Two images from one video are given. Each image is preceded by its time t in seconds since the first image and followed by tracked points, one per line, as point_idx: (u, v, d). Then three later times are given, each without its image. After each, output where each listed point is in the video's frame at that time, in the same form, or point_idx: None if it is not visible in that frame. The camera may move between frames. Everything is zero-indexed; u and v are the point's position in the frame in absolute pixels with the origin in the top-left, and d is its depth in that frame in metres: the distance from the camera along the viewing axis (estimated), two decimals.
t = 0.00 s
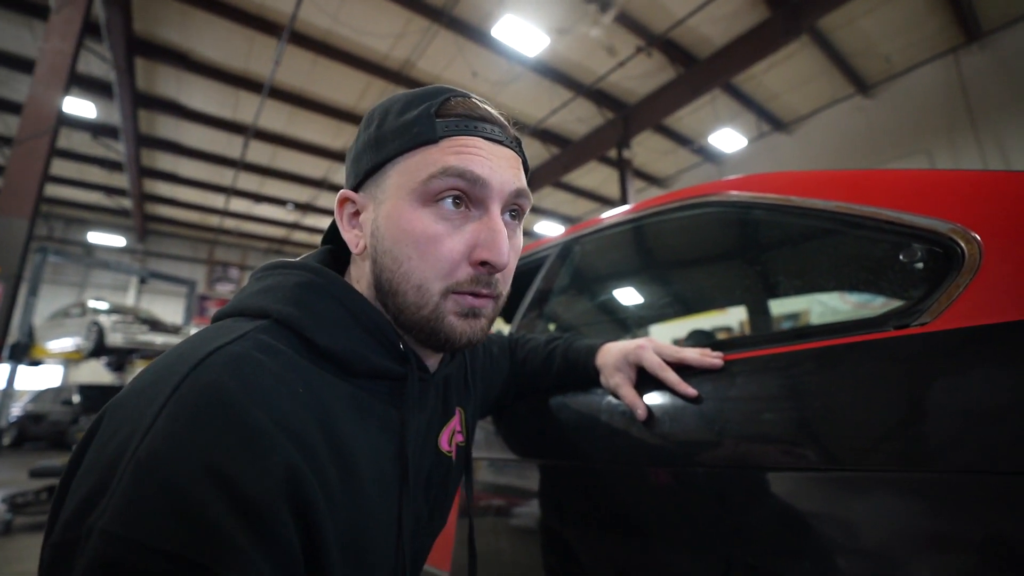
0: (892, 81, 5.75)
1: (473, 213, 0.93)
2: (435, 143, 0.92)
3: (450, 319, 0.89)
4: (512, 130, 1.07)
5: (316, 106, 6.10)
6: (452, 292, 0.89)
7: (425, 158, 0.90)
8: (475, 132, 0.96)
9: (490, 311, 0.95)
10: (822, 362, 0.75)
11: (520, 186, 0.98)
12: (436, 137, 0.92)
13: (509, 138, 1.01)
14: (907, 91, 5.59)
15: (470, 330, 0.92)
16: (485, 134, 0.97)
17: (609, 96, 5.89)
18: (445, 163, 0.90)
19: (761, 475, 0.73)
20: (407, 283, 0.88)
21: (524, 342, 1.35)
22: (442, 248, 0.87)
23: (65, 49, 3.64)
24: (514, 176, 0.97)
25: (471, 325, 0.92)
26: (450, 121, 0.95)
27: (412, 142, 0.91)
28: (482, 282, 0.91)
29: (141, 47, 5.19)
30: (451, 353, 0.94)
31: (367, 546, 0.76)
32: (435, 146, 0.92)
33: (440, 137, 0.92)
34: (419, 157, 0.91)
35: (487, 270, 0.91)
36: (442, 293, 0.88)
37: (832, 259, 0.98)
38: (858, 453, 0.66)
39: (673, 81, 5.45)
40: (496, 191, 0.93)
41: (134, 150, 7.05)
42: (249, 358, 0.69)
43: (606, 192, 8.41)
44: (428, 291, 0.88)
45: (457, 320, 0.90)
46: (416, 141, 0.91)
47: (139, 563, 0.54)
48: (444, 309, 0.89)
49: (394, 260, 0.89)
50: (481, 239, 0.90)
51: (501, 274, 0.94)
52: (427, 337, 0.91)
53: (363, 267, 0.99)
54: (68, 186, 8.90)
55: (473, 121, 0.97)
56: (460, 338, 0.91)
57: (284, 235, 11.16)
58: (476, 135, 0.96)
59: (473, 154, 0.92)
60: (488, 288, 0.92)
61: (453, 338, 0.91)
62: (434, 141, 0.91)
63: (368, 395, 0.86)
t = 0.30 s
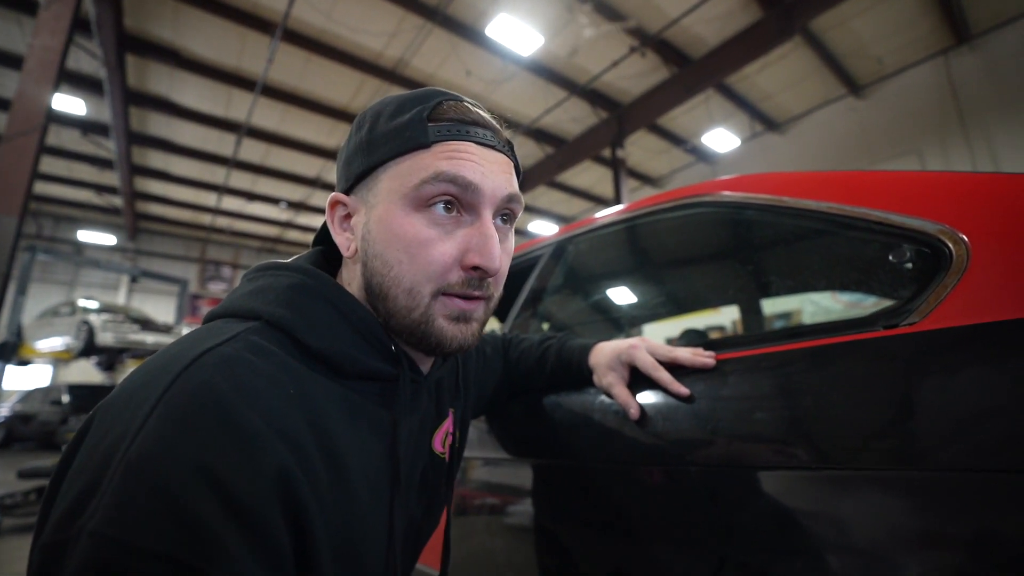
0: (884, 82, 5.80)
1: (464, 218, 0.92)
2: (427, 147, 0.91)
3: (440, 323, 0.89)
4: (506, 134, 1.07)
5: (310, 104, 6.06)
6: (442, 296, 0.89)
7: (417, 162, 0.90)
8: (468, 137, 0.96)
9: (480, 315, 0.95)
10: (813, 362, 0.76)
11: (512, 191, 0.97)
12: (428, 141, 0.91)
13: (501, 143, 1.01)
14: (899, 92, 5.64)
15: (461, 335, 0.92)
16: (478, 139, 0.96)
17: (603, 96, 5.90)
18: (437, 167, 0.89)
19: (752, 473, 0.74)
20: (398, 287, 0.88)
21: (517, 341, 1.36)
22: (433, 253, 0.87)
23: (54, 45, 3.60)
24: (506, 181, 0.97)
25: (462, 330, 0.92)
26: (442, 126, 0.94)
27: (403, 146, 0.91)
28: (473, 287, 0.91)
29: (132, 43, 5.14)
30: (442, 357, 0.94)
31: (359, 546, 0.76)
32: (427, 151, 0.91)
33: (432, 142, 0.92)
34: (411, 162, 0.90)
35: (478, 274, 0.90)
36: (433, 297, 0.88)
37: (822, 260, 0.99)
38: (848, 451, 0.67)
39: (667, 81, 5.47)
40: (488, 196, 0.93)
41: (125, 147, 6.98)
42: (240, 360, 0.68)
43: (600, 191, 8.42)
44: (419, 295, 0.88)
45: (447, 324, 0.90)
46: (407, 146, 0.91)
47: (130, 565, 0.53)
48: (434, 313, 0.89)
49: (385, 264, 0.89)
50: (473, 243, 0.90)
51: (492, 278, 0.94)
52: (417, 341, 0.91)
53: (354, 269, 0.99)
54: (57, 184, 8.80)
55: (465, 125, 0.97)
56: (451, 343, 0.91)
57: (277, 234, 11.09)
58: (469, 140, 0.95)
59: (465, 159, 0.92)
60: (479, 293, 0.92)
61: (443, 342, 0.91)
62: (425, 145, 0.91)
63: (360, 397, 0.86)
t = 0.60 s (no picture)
0: (886, 82, 5.78)
1: (461, 214, 0.92)
2: (423, 143, 0.91)
3: (437, 320, 0.89)
4: (504, 132, 1.07)
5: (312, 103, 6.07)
6: (439, 293, 0.89)
7: (413, 158, 0.90)
8: (465, 132, 0.95)
9: (479, 312, 0.95)
10: (815, 362, 0.76)
11: (509, 186, 0.97)
12: (424, 137, 0.91)
13: (498, 139, 1.00)
14: (901, 92, 5.62)
15: (459, 332, 0.91)
16: (475, 134, 0.96)
17: (605, 96, 5.89)
18: (433, 163, 0.89)
19: (752, 473, 0.74)
20: (395, 284, 0.88)
21: (518, 341, 1.35)
22: (430, 249, 0.87)
23: (57, 44, 3.61)
24: (504, 176, 0.96)
25: (460, 327, 0.91)
26: (439, 121, 0.94)
27: (400, 143, 0.91)
28: (471, 283, 0.90)
29: (134, 42, 5.14)
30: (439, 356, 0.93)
31: (355, 545, 0.77)
32: (424, 146, 0.91)
33: (428, 138, 0.91)
34: (407, 158, 0.90)
35: (476, 270, 0.90)
36: (430, 293, 0.88)
37: (825, 261, 0.98)
38: (849, 452, 0.67)
39: (669, 81, 5.46)
40: (485, 191, 0.92)
41: (127, 146, 6.99)
42: (237, 358, 0.68)
43: (601, 191, 8.41)
44: (416, 292, 0.87)
45: (445, 321, 0.89)
46: (404, 141, 0.91)
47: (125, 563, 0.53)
48: (432, 310, 0.88)
49: (382, 261, 0.89)
50: (470, 239, 0.89)
51: (490, 275, 0.94)
52: (414, 339, 0.90)
53: (352, 268, 0.99)
54: (60, 183, 8.82)
55: (461, 121, 0.97)
56: (449, 340, 0.91)
57: (279, 233, 11.10)
58: (465, 135, 0.95)
59: (461, 153, 0.92)
60: (477, 289, 0.91)
61: (441, 340, 0.90)
62: (421, 140, 0.91)
63: (358, 396, 0.86)
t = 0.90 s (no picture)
0: (888, 81, 5.77)
1: (448, 210, 0.91)
2: (409, 138, 0.91)
3: (424, 319, 0.88)
4: (500, 127, 1.06)
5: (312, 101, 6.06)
6: (425, 291, 0.88)
7: (398, 153, 0.90)
8: (453, 126, 0.95)
9: (470, 311, 0.94)
10: (819, 361, 0.75)
11: (500, 181, 0.95)
12: (409, 132, 0.91)
13: (490, 132, 0.99)
14: (903, 92, 5.61)
15: (447, 332, 0.90)
16: (464, 128, 0.95)
17: (606, 95, 5.88)
18: (417, 158, 0.89)
19: (754, 473, 0.73)
20: (380, 282, 0.88)
21: (519, 339, 1.35)
22: (413, 246, 0.86)
23: (57, 41, 3.60)
24: (494, 170, 0.95)
25: (449, 327, 0.90)
26: (427, 115, 0.94)
27: (386, 137, 0.91)
28: (456, 280, 0.89)
29: (134, 40, 5.14)
30: (431, 356, 0.93)
31: (353, 543, 0.77)
32: (410, 141, 0.91)
33: (414, 132, 0.91)
34: (393, 153, 0.90)
35: (462, 268, 0.89)
36: (415, 291, 0.87)
37: (825, 260, 0.99)
38: (849, 451, 0.67)
39: (670, 80, 5.45)
40: (471, 186, 0.91)
41: (128, 144, 6.99)
42: (235, 355, 0.68)
43: (602, 190, 8.40)
44: (400, 290, 0.87)
45: (431, 320, 0.88)
46: (390, 137, 0.91)
47: (122, 564, 0.53)
48: (417, 308, 0.88)
49: (368, 258, 0.89)
50: (456, 235, 0.88)
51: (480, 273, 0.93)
52: (404, 338, 0.90)
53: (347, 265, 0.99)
54: (60, 180, 8.82)
55: (451, 115, 0.96)
56: (436, 338, 0.90)
57: (279, 231, 11.10)
58: (454, 128, 0.94)
59: (446, 147, 0.91)
60: (464, 287, 0.90)
61: (428, 339, 0.90)
62: (406, 135, 0.91)
63: (356, 394, 0.85)
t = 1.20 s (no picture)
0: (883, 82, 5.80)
1: (466, 210, 0.91)
2: (429, 137, 0.90)
3: (440, 317, 0.89)
4: (504, 125, 1.06)
5: (307, 97, 6.01)
6: (443, 289, 0.89)
7: (419, 152, 0.89)
8: (470, 126, 0.95)
9: (480, 308, 0.95)
10: (812, 360, 0.75)
11: (514, 182, 0.97)
12: (429, 132, 0.90)
13: (501, 134, 1.00)
14: (897, 92, 5.64)
15: (461, 329, 0.92)
16: (479, 129, 0.96)
17: (602, 93, 5.88)
18: (439, 158, 0.88)
19: (745, 472, 0.74)
20: (400, 280, 0.87)
21: (515, 337, 1.35)
22: (436, 245, 0.86)
23: (49, 35, 3.55)
24: (508, 172, 0.96)
25: (463, 324, 0.91)
26: (443, 115, 0.93)
27: (405, 135, 0.90)
28: (476, 279, 0.90)
29: (127, 33, 5.07)
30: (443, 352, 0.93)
31: (348, 541, 0.76)
32: (430, 141, 0.90)
33: (434, 132, 0.90)
34: (413, 152, 0.89)
35: (481, 267, 0.90)
36: (434, 289, 0.88)
37: (822, 258, 0.99)
38: (842, 449, 0.67)
39: (666, 79, 5.45)
40: (492, 187, 0.92)
41: (121, 139, 6.92)
42: (227, 353, 0.67)
43: (598, 188, 8.40)
44: (421, 288, 0.87)
45: (448, 318, 0.89)
46: (410, 135, 0.89)
47: (112, 563, 0.53)
48: (436, 306, 0.88)
49: (385, 256, 0.88)
50: (476, 235, 0.89)
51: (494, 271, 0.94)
52: (417, 335, 0.90)
53: (349, 262, 0.98)
54: (51, 175, 8.72)
55: (465, 115, 0.96)
56: (451, 336, 0.91)
57: (274, 228, 11.04)
58: (470, 129, 0.94)
59: (466, 148, 0.91)
60: (480, 286, 0.92)
61: (444, 337, 0.90)
62: (427, 135, 0.90)
63: (351, 391, 0.85)
